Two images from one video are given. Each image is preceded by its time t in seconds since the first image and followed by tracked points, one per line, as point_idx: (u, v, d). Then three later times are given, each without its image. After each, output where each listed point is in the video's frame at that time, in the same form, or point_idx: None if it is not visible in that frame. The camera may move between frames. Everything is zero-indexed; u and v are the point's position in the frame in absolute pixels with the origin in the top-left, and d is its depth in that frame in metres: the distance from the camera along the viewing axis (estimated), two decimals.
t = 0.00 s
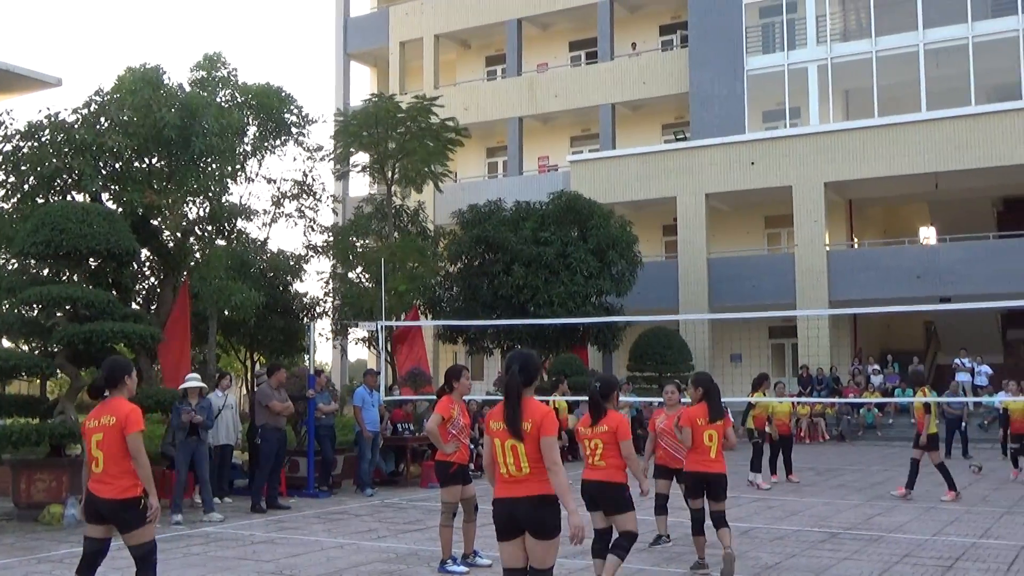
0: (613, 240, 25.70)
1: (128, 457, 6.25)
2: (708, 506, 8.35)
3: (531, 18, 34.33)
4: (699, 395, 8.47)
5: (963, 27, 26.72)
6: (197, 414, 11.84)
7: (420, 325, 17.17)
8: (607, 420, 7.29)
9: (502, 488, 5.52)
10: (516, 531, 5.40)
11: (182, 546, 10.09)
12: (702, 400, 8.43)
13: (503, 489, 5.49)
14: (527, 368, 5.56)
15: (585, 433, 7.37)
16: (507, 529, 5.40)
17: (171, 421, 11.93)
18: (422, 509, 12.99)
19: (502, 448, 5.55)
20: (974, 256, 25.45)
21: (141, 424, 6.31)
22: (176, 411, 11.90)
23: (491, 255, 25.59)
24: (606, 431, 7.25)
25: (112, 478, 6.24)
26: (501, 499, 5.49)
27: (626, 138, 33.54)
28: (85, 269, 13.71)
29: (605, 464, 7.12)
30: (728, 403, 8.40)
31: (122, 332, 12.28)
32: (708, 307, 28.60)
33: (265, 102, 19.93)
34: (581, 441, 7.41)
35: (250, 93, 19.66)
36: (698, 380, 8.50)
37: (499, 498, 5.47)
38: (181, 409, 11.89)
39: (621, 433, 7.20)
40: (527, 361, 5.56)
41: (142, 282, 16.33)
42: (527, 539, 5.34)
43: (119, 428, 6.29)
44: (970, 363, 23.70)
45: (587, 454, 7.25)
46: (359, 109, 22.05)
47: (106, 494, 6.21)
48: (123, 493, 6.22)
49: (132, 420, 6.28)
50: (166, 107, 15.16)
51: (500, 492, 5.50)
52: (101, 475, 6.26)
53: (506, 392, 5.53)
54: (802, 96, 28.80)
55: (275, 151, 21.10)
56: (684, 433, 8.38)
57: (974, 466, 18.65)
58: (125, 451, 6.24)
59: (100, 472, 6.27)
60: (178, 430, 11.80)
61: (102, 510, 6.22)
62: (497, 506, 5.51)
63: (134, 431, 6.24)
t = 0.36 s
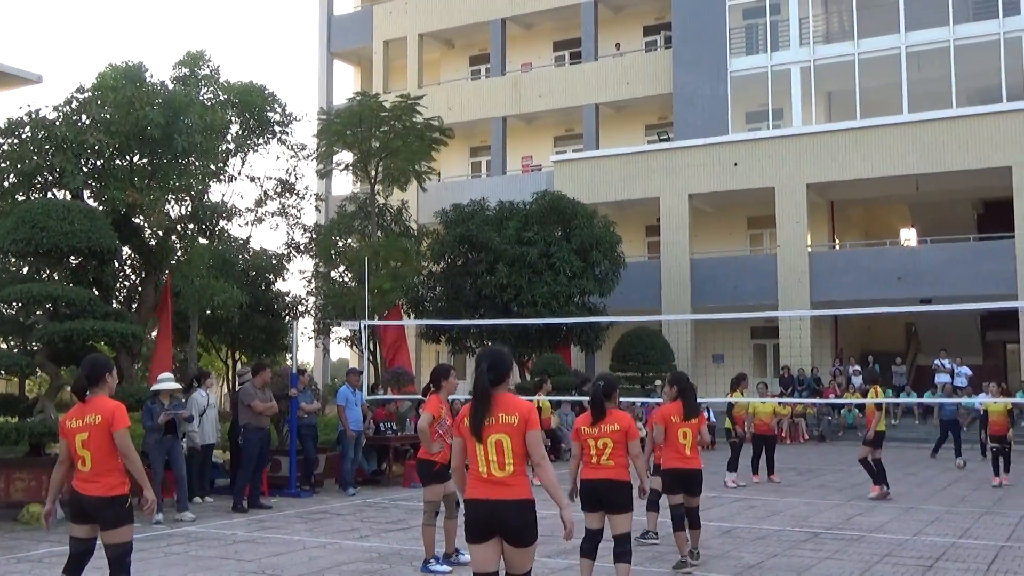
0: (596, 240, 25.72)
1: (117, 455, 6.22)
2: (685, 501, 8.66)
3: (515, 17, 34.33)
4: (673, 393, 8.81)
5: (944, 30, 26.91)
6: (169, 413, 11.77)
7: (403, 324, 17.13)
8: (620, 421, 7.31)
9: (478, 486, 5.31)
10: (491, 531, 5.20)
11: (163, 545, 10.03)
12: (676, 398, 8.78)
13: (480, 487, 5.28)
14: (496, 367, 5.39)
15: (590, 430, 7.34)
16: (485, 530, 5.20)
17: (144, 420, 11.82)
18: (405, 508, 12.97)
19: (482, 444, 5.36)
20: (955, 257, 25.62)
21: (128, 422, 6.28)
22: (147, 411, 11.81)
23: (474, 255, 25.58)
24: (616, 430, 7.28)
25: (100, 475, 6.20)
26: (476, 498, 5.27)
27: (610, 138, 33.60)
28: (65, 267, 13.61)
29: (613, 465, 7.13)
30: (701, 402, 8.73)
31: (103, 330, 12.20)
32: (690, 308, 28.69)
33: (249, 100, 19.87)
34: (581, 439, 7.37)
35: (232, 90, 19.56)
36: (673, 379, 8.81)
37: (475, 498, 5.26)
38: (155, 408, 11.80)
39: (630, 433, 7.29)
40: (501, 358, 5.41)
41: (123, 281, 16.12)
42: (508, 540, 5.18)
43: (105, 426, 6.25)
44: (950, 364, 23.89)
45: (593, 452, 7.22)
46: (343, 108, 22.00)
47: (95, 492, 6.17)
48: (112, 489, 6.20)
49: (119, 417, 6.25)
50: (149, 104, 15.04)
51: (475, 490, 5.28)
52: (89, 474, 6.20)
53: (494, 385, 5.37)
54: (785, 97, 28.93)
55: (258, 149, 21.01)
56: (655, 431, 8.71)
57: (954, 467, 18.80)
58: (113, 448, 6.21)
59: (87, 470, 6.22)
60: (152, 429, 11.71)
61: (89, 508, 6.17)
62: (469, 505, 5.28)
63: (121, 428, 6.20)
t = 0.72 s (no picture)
0: (584, 241, 25.75)
1: (101, 447, 6.21)
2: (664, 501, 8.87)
3: (506, 17, 34.32)
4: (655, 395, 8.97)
5: (933, 40, 27.08)
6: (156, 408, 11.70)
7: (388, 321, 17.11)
8: (619, 424, 7.34)
9: (468, 486, 5.18)
10: (483, 532, 5.10)
11: (143, 539, 9.98)
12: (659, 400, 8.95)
13: (471, 488, 5.14)
14: (483, 364, 5.26)
15: (587, 431, 7.38)
16: (477, 532, 5.09)
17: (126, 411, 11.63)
18: (387, 505, 12.96)
19: (473, 444, 5.21)
20: (939, 264, 25.76)
21: (114, 415, 6.29)
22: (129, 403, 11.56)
23: (461, 253, 25.56)
24: (615, 433, 7.32)
25: (83, 466, 6.17)
26: (467, 499, 5.14)
27: (599, 139, 33.64)
28: (50, 256, 13.55)
29: (609, 466, 7.18)
30: (678, 401, 8.90)
31: (87, 321, 12.14)
32: (675, 310, 28.77)
33: (238, 93, 19.83)
34: (577, 439, 7.42)
35: (221, 83, 19.45)
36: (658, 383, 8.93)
37: (468, 498, 5.13)
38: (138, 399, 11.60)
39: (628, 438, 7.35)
40: (490, 353, 5.27)
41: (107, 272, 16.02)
42: (502, 541, 5.08)
43: (91, 418, 6.25)
44: (932, 371, 24.03)
45: (589, 453, 7.24)
46: (332, 103, 21.95)
47: (79, 483, 6.14)
48: (97, 480, 6.18)
49: (107, 409, 6.26)
50: (138, 94, 14.95)
51: (466, 492, 5.15)
52: (71, 466, 6.18)
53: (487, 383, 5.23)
54: (773, 103, 29.04)
55: (247, 143, 20.92)
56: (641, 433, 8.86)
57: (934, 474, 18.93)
58: (99, 440, 6.21)
59: (71, 462, 6.18)
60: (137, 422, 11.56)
61: (73, 500, 6.13)
62: (459, 505, 5.15)
63: (109, 421, 6.22)
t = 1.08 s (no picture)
0: (566, 240, 25.81)
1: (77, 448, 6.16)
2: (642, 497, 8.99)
3: (490, 15, 34.30)
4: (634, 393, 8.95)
5: (914, 42, 27.26)
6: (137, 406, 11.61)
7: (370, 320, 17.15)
8: (602, 425, 7.28)
9: (471, 495, 5.05)
10: (485, 543, 4.94)
11: (122, 537, 9.92)
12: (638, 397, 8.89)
13: (474, 497, 5.01)
14: (491, 368, 5.16)
15: (572, 429, 7.40)
16: (478, 542, 4.94)
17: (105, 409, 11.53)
18: (368, 504, 12.93)
19: (477, 450, 5.09)
20: (918, 266, 25.94)
21: (90, 416, 6.22)
22: (110, 401, 11.48)
23: (443, 252, 25.55)
24: (598, 434, 7.28)
25: (60, 465, 6.14)
26: (469, 508, 5.01)
27: (582, 139, 33.68)
28: (29, 253, 13.49)
29: (592, 466, 7.22)
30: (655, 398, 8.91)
31: (65, 319, 12.05)
32: (657, 310, 28.85)
33: (220, 90, 19.76)
34: (563, 436, 7.46)
35: (202, 79, 19.32)
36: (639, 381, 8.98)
37: (470, 508, 4.99)
38: (120, 397, 11.52)
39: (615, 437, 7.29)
40: (495, 357, 5.18)
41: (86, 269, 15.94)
42: (505, 550, 4.93)
43: (68, 417, 6.20)
44: (911, 372, 24.19)
45: (572, 453, 7.30)
46: (315, 100, 21.87)
47: (55, 482, 6.11)
48: (73, 479, 6.13)
49: (82, 410, 6.19)
50: (119, 90, 14.84)
51: (468, 500, 5.02)
52: (49, 464, 6.16)
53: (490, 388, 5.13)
54: (755, 104, 29.15)
55: (230, 140, 20.82)
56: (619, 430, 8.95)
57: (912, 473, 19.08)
58: (73, 440, 6.15)
59: (48, 460, 6.16)
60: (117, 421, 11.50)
61: (51, 498, 6.10)
62: (462, 514, 5.01)
63: (84, 421, 6.15)
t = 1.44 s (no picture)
0: (545, 239, 25.86)
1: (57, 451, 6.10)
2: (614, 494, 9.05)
3: (470, 14, 34.25)
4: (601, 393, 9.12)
5: (891, 43, 27.45)
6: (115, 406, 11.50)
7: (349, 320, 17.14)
8: (579, 424, 7.30)
9: (463, 495, 4.91)
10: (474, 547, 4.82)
11: (98, 538, 9.84)
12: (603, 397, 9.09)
13: (464, 499, 4.88)
14: (489, 367, 4.91)
15: (552, 428, 7.55)
16: (467, 548, 4.81)
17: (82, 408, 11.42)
18: (346, 504, 12.89)
19: (469, 449, 4.92)
20: (894, 265, 26.14)
21: (71, 419, 6.15)
22: (87, 400, 11.38)
23: (423, 251, 25.51)
24: (575, 433, 7.35)
25: (39, 465, 6.10)
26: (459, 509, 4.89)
27: (561, 138, 33.72)
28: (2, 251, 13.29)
29: (571, 465, 7.24)
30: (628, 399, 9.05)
31: (41, 317, 11.97)
32: (636, 309, 28.93)
33: (197, 87, 19.66)
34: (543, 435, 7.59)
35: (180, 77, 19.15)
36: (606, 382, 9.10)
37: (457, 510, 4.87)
38: (97, 396, 11.42)
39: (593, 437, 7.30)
40: (492, 357, 4.92)
41: (63, 267, 16.07)
42: (494, 557, 4.80)
43: (48, 420, 6.13)
44: (887, 371, 24.37)
45: (551, 452, 7.39)
46: (294, 99, 21.76)
47: (35, 482, 6.07)
48: (52, 480, 6.08)
49: (62, 413, 6.12)
50: (96, 88, 14.69)
51: (457, 502, 4.89)
52: (28, 464, 6.11)
53: (480, 388, 4.90)
54: (734, 104, 29.26)
55: (207, 138, 20.71)
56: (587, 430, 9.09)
57: (888, 472, 19.23)
58: (51, 442, 6.08)
59: (27, 460, 6.12)
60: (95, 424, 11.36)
61: (30, 499, 6.06)
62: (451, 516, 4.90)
63: (64, 425, 6.09)
